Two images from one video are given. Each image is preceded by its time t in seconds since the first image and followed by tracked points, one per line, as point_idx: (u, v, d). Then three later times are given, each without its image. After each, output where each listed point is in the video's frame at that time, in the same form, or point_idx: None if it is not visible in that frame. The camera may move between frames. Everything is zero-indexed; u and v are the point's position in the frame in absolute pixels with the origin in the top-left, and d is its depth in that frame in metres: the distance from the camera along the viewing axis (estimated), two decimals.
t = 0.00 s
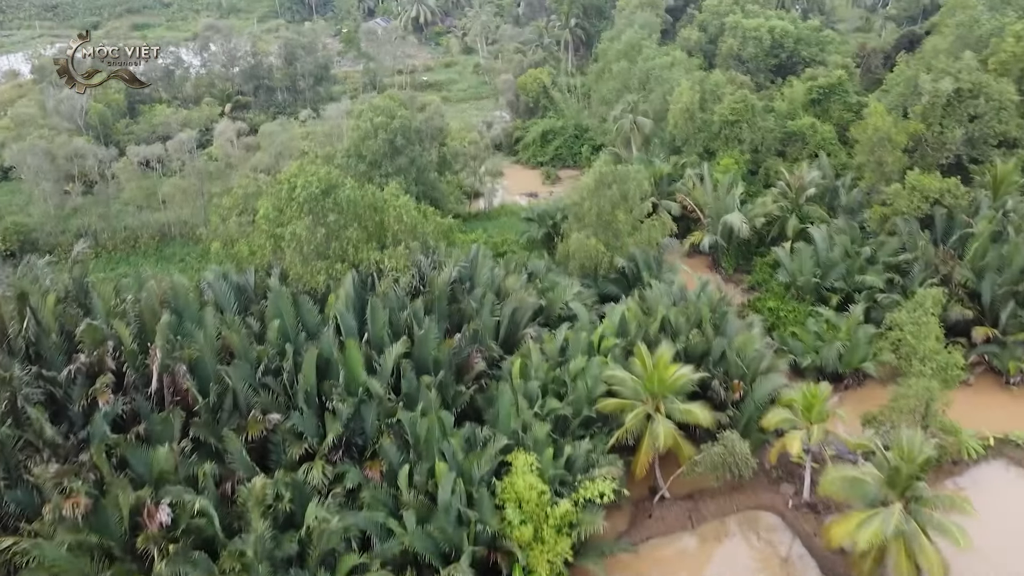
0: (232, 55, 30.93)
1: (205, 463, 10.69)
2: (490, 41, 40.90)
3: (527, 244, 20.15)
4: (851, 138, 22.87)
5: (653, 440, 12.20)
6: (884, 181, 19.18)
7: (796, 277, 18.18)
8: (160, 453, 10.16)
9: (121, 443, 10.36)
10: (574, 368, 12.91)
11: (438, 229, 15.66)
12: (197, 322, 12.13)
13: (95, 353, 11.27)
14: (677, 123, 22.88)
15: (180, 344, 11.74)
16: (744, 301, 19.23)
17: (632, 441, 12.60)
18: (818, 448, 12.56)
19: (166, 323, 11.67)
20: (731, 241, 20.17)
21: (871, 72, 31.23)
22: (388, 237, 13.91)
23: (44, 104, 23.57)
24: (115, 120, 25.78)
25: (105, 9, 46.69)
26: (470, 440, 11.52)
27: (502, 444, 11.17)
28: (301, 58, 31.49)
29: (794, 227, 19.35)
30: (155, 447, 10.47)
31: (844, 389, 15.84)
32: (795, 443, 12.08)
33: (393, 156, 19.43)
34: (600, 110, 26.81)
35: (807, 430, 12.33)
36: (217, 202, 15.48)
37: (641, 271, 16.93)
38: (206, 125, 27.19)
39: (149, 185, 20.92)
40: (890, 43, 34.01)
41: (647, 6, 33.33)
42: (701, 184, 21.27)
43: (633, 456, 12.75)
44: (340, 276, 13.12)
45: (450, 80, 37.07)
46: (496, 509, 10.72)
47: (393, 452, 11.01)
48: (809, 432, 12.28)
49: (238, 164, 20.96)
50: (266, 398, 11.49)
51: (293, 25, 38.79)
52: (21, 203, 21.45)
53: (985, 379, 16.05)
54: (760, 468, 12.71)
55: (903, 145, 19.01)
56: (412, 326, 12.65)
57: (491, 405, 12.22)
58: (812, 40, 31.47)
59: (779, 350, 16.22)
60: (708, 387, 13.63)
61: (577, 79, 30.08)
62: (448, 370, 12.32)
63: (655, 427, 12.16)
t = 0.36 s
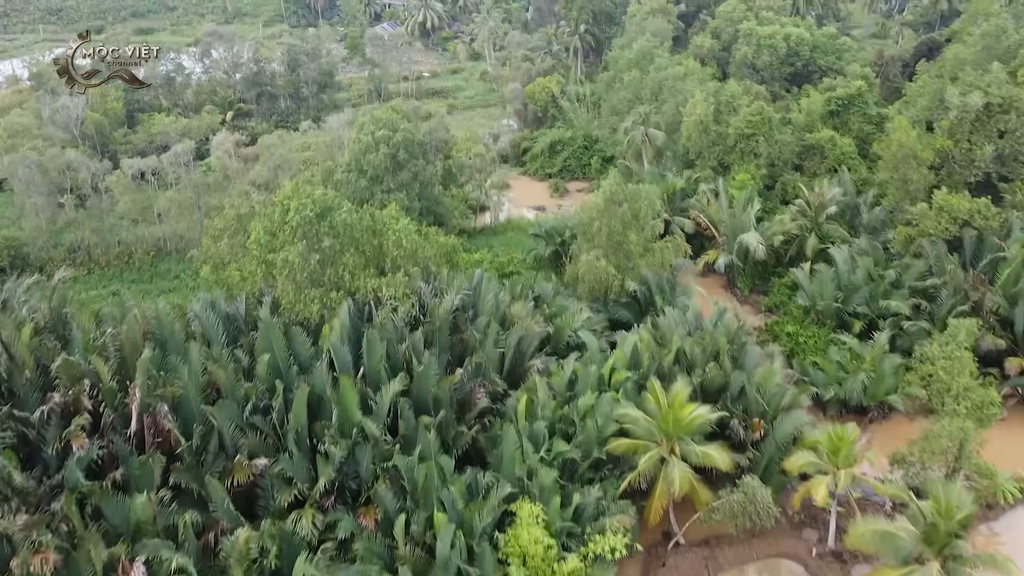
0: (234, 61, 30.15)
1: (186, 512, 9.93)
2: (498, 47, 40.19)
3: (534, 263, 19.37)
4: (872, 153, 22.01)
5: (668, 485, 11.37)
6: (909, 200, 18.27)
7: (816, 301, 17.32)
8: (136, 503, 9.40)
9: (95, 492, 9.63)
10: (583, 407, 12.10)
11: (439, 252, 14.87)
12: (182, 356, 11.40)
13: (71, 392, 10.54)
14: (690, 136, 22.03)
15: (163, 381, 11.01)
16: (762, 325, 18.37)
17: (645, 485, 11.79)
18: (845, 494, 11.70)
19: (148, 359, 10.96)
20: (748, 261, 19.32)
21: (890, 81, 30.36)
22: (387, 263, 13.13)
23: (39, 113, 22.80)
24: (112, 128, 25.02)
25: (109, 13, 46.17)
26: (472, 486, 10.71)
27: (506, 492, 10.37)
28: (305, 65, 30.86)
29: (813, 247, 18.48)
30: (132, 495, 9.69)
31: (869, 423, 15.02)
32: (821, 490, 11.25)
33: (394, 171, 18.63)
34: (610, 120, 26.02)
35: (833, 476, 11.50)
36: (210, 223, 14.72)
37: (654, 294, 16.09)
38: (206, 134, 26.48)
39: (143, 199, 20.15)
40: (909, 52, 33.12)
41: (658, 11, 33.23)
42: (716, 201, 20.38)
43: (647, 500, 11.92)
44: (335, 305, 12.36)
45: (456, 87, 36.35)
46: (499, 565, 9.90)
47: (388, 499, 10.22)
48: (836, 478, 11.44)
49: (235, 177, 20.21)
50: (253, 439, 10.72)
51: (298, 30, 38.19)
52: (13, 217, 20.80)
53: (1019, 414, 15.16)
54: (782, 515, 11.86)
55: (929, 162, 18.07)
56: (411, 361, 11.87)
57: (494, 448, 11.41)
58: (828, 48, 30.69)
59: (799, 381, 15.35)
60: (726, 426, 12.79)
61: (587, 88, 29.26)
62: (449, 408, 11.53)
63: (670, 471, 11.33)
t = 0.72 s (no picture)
0: (236, 73, 29.48)
1: (162, 574, 9.08)
2: (506, 58, 39.61)
3: (541, 288, 18.60)
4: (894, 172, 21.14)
5: (684, 543, 10.49)
6: (935, 225, 17.38)
7: (838, 331, 16.46)
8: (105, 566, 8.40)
9: (63, 553, 8.83)
10: (592, 454, 11.26)
11: (441, 282, 14.09)
12: (164, 398, 10.64)
13: (40, 441, 9.77)
14: (703, 154, 21.22)
15: (141, 427, 10.25)
16: (779, 356, 17.53)
17: (659, 540, 10.89)
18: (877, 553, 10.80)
19: (125, 403, 10.21)
20: (765, 287, 18.46)
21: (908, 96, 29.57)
22: (385, 295, 12.38)
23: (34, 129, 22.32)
24: (110, 143, 24.45)
25: (115, 22, 45.84)
26: (472, 545, 9.87)
27: (508, 553, 9.51)
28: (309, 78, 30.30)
29: (834, 273, 17.62)
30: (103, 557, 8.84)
31: (897, 465, 14.15)
32: (851, 549, 10.41)
33: (395, 191, 17.88)
34: (621, 136, 25.27)
35: (863, 532, 10.63)
36: (200, 250, 14.02)
37: (667, 325, 15.28)
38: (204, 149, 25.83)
39: (137, 219, 19.42)
40: (927, 65, 32.28)
41: (669, 23, 32.67)
42: (731, 223, 19.54)
43: (661, 556, 11.03)
44: (329, 341, 11.61)
45: (463, 99, 35.70)
46: None
47: (382, 558, 9.25)
48: (867, 536, 10.57)
49: (233, 197, 19.44)
50: (237, 492, 9.92)
51: (303, 41, 37.72)
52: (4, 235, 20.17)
53: None
54: (809, 574, 10.96)
55: (958, 185, 17.17)
56: (409, 405, 11.09)
57: (497, 501, 10.57)
58: (844, 61, 29.97)
59: (822, 420, 14.47)
60: (747, 474, 11.91)
61: (596, 101, 28.50)
62: (449, 456, 10.71)
63: (687, 527, 10.44)
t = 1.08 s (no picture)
0: (238, 87, 28.87)
1: None
2: (513, 70, 39.06)
3: (548, 314, 17.90)
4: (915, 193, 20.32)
5: None
6: (962, 253, 16.56)
7: (860, 364, 15.65)
8: None
9: None
10: (601, 506, 10.43)
11: (441, 314, 13.36)
12: (143, 445, 9.94)
13: (7, 494, 9.11)
14: (717, 175, 20.53)
15: (118, 477, 9.55)
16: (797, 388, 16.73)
17: None
18: None
19: (100, 451, 9.54)
20: (782, 315, 17.66)
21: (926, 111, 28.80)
22: (381, 331, 11.64)
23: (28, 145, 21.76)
24: (107, 158, 23.87)
25: (119, 33, 45.62)
26: None
27: None
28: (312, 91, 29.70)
29: (855, 301, 16.80)
30: None
31: (925, 510, 13.32)
32: None
33: (397, 213, 17.17)
34: (630, 154, 24.58)
35: None
36: (189, 279, 13.33)
37: (680, 357, 14.56)
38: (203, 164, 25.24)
39: (130, 239, 18.80)
40: (945, 79, 31.50)
41: (680, 36, 32.02)
42: (746, 247, 18.74)
43: None
44: (321, 382, 10.88)
45: (470, 112, 35.08)
46: None
47: None
48: None
49: (229, 217, 18.64)
50: (218, 549, 9.14)
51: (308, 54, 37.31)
52: None
53: None
54: None
55: (986, 211, 16.36)
56: (406, 453, 10.36)
57: (499, 559, 9.78)
58: (859, 76, 29.23)
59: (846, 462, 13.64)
60: (769, 527, 11.10)
61: (605, 117, 27.80)
62: (448, 509, 9.96)
63: None
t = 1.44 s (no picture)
0: (240, 102, 28.41)
1: None
2: (522, 84, 38.47)
3: (556, 344, 17.14)
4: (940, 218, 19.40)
5: None
6: (994, 285, 15.63)
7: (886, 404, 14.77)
8: None
9: None
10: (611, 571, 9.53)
11: (442, 351, 12.59)
12: (115, 503, 9.15)
13: None
14: (732, 198, 19.72)
15: (85, 540, 8.76)
16: (818, 426, 15.83)
17: None
18: None
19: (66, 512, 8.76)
20: (801, 348, 16.78)
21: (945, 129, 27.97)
22: (376, 374, 10.84)
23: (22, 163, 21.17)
24: (103, 175, 23.28)
25: (125, 44, 45.44)
26: None
27: None
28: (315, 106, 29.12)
29: (879, 334, 15.92)
30: None
31: (959, 566, 12.39)
32: None
33: (398, 239, 16.41)
34: (641, 174, 23.85)
35: None
36: (176, 314, 12.59)
37: (695, 397, 13.74)
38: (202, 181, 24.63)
39: (121, 262, 18.11)
40: (965, 95, 30.62)
41: (692, 51, 31.34)
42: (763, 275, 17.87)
43: None
44: (311, 431, 10.10)
45: (476, 126, 34.44)
46: None
47: None
48: None
49: (223, 239, 17.91)
50: None
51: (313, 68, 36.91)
52: None
53: None
54: None
55: (1019, 241, 15.45)
56: (401, 511, 9.55)
57: None
58: (877, 92, 28.41)
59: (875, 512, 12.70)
60: None
61: (616, 134, 27.06)
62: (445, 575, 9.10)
63: None
